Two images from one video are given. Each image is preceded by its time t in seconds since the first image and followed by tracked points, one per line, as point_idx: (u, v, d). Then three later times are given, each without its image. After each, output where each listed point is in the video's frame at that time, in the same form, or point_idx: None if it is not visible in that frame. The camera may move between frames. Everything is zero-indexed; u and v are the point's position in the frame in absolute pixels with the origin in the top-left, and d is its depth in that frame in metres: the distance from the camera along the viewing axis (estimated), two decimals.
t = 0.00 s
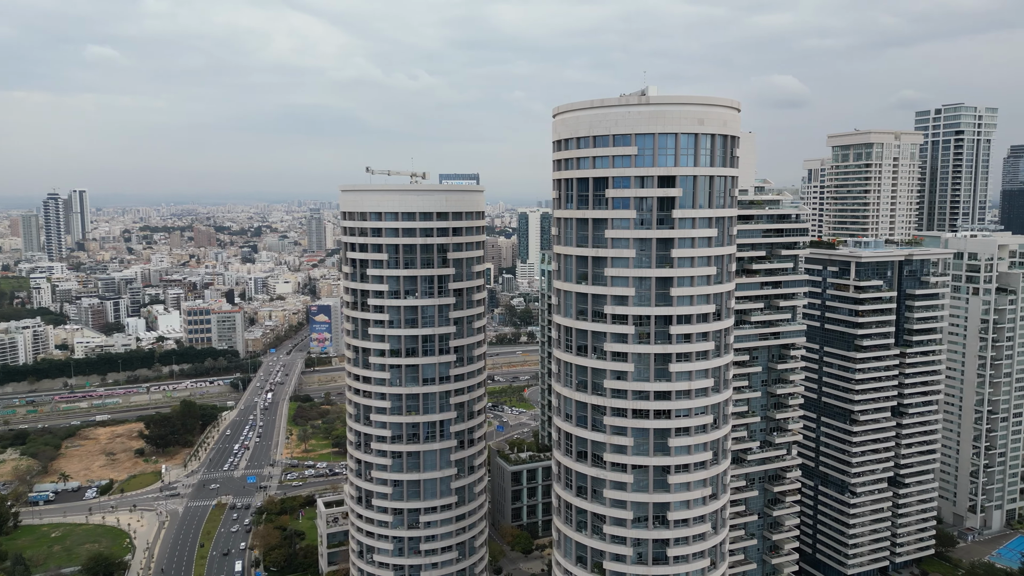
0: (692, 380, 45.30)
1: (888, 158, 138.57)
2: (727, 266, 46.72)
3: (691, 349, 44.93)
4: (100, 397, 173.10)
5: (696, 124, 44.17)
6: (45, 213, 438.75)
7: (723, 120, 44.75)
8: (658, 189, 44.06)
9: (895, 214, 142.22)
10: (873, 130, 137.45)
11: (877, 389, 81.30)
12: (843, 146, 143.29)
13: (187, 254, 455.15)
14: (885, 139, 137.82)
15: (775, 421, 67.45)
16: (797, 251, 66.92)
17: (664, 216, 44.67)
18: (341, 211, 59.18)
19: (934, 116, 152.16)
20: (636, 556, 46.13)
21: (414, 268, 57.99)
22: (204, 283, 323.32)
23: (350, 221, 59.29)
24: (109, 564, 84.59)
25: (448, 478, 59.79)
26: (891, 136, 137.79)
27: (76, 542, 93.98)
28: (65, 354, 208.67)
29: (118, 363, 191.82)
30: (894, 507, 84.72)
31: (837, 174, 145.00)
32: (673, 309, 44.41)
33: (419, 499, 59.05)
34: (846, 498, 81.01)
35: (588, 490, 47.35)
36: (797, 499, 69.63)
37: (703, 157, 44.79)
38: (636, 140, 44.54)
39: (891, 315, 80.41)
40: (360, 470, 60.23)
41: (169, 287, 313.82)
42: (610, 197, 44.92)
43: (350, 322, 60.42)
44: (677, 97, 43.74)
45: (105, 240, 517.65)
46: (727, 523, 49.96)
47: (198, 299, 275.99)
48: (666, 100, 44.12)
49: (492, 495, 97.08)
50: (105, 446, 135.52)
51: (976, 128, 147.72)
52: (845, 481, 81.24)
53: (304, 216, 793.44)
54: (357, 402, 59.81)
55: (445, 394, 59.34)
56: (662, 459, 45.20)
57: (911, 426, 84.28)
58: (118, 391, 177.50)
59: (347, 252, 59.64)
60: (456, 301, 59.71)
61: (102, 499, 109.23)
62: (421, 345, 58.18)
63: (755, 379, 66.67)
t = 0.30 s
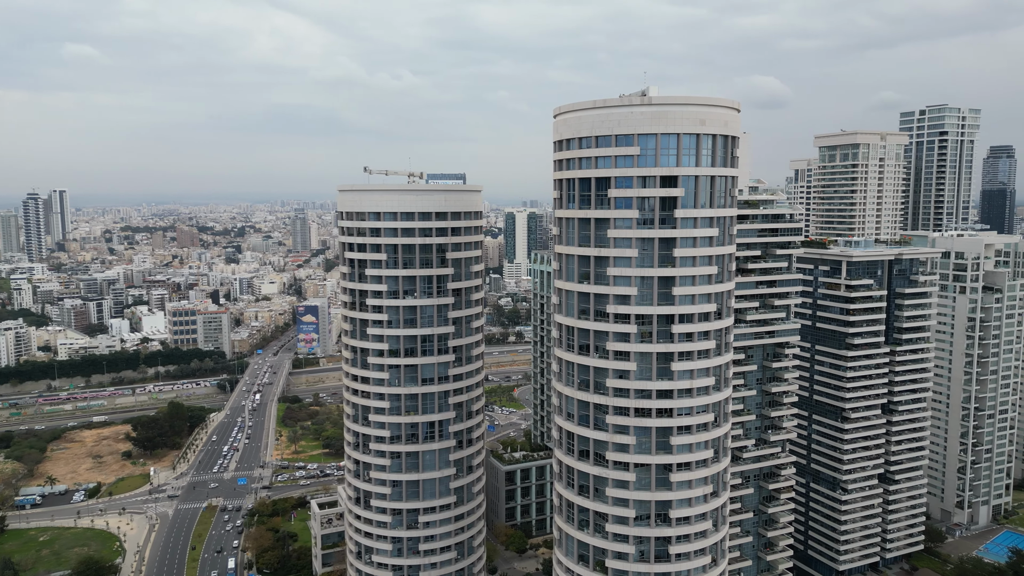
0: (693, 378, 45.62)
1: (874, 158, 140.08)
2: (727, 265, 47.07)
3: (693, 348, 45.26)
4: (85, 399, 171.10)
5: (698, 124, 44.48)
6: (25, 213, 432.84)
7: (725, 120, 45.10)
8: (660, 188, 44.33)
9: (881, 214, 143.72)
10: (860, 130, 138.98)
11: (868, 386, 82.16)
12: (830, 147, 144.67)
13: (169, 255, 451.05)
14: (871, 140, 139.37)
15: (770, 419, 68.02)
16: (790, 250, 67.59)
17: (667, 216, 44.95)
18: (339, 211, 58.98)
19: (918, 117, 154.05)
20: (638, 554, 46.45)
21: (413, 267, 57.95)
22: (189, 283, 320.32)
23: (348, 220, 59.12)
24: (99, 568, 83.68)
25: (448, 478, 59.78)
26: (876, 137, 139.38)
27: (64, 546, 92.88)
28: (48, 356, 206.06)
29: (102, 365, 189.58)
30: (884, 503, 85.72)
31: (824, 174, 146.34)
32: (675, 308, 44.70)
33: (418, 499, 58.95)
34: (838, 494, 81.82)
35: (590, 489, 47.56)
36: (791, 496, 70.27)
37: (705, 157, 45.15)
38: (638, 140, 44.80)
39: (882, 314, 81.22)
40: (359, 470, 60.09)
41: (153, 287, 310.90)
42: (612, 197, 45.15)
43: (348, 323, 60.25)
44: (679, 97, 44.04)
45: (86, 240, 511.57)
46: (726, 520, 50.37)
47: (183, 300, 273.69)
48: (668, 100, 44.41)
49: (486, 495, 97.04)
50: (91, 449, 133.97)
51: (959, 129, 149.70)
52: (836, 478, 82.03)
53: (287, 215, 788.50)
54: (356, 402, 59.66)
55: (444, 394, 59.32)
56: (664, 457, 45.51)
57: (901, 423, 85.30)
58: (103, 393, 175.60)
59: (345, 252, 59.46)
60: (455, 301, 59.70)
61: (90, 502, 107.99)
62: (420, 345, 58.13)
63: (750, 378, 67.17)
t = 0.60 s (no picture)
0: (694, 376, 45.93)
1: (859, 159, 141.55)
2: (726, 264, 47.44)
3: (693, 347, 45.62)
4: (68, 402, 168.85)
5: (699, 125, 44.85)
6: (2, 213, 426.37)
7: (725, 120, 45.50)
8: (661, 188, 44.64)
9: (866, 213, 145.09)
10: (845, 131, 140.43)
11: (857, 384, 83.09)
12: (816, 147, 145.96)
13: (150, 256, 446.31)
14: (856, 140, 140.84)
15: (764, 417, 68.72)
16: (783, 250, 68.30)
17: (667, 216, 45.28)
18: (336, 211, 58.74)
19: (902, 118, 156.02)
20: (640, 551, 46.80)
21: (410, 267, 57.92)
22: (171, 284, 317.04)
23: (345, 220, 58.93)
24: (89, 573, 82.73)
25: (445, 478, 59.77)
26: (861, 137, 140.96)
27: (52, 550, 91.78)
28: (29, 359, 203.16)
29: (85, 367, 187.12)
30: (873, 499, 86.72)
31: (809, 175, 147.61)
32: (675, 307, 45.06)
33: (416, 499, 58.81)
34: (828, 491, 82.69)
35: (591, 487, 47.79)
36: (785, 493, 70.93)
37: (705, 158, 45.56)
38: (640, 141, 45.10)
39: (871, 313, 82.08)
40: (356, 471, 59.94)
41: (135, 289, 307.65)
42: (613, 197, 45.41)
43: (345, 323, 60.03)
44: (680, 98, 44.35)
45: (65, 240, 504.85)
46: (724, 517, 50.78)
47: (166, 301, 270.98)
48: (669, 100, 44.71)
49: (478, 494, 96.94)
50: (76, 452, 132.20)
51: (941, 129, 151.82)
52: (826, 475, 82.87)
53: (270, 216, 782.73)
54: (352, 403, 59.47)
55: (442, 394, 59.28)
56: (665, 455, 45.82)
57: (889, 420, 86.40)
58: (87, 396, 173.40)
59: (342, 252, 59.24)
60: (452, 301, 59.68)
61: (77, 506, 106.66)
62: (417, 345, 58.07)
63: (744, 376, 67.76)
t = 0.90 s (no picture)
0: (695, 375, 46.23)
1: (845, 159, 143.10)
2: (726, 264, 47.78)
3: (694, 346, 45.96)
4: (51, 404, 166.69)
5: (699, 125, 45.21)
6: None
7: (724, 121, 45.86)
8: (663, 188, 44.94)
9: (851, 213, 146.63)
10: (830, 132, 141.93)
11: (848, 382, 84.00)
12: (802, 148, 147.37)
13: (132, 256, 441.51)
14: (841, 141, 142.46)
15: (758, 415, 69.34)
16: (776, 249, 69.03)
17: (668, 215, 45.62)
18: (334, 211, 58.59)
19: (885, 119, 158.02)
20: (641, 549, 47.03)
21: (409, 268, 57.92)
22: (154, 285, 313.85)
23: (344, 220, 58.79)
24: None
25: (443, 478, 59.77)
26: (846, 138, 142.52)
27: (40, 554, 90.68)
28: (11, 361, 200.37)
29: (69, 369, 184.60)
30: (863, 496, 87.67)
31: (796, 175, 148.95)
32: (677, 306, 45.40)
33: (414, 499, 58.78)
34: (819, 488, 83.55)
35: (593, 486, 47.98)
36: (778, 491, 71.61)
37: (705, 158, 45.94)
38: (641, 141, 45.37)
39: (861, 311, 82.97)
40: (354, 471, 59.82)
41: (118, 289, 304.29)
42: (615, 197, 45.67)
43: (342, 323, 59.86)
44: (681, 98, 44.66)
45: (44, 240, 498.44)
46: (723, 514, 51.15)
47: (149, 302, 268.22)
48: (671, 101, 45.02)
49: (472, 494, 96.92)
50: (61, 455, 130.60)
51: (925, 130, 153.92)
52: (817, 472, 83.71)
53: (252, 216, 777.23)
54: (350, 403, 59.33)
55: (440, 394, 59.29)
56: (667, 454, 46.13)
57: (878, 417, 87.46)
58: (70, 398, 171.26)
59: (340, 252, 59.09)
60: (450, 301, 59.69)
61: (64, 509, 105.40)
62: (416, 345, 58.05)
63: (738, 374, 68.34)
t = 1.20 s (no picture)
0: (697, 374, 46.57)
1: (833, 159, 144.42)
2: (727, 263, 48.13)
3: (696, 345, 46.26)
4: (37, 407, 164.65)
5: (702, 126, 45.55)
6: None
7: (726, 121, 46.20)
8: (666, 188, 45.22)
9: (839, 213, 147.94)
10: (819, 132, 143.23)
11: (840, 380, 84.79)
12: (790, 148, 148.60)
13: (115, 257, 437.05)
14: (829, 142, 143.81)
15: (753, 413, 69.87)
16: (771, 249, 69.64)
17: (671, 215, 45.90)
18: (334, 211, 58.43)
19: (872, 120, 159.74)
20: (644, 547, 47.26)
21: (409, 268, 57.89)
22: (139, 286, 310.86)
23: (343, 220, 58.66)
24: None
25: (443, 478, 59.75)
26: (834, 139, 143.88)
27: (30, 558, 89.64)
28: None
29: (54, 371, 182.37)
30: (855, 493, 88.52)
31: (784, 175, 150.11)
32: (679, 306, 45.71)
33: (414, 500, 58.75)
34: (812, 485, 84.34)
35: (596, 485, 48.15)
36: (773, 488, 72.17)
37: (707, 158, 46.28)
38: (644, 141, 45.60)
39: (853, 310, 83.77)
40: (353, 472, 59.68)
41: (102, 290, 301.04)
42: (618, 197, 45.91)
43: (342, 323, 59.70)
44: (684, 99, 44.92)
45: (25, 240, 492.19)
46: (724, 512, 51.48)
47: (133, 303, 265.51)
48: (674, 102, 45.26)
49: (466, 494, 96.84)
50: (48, 458, 129.02)
51: (911, 130, 155.63)
52: (810, 469, 84.48)
53: (237, 215, 771.85)
54: (349, 403, 59.20)
55: (440, 394, 59.29)
56: (670, 452, 46.43)
57: (870, 415, 88.32)
58: (56, 400, 169.21)
59: (340, 252, 58.94)
60: (450, 301, 59.68)
61: (53, 513, 104.20)
62: (416, 345, 58.01)
63: (734, 373, 68.89)
